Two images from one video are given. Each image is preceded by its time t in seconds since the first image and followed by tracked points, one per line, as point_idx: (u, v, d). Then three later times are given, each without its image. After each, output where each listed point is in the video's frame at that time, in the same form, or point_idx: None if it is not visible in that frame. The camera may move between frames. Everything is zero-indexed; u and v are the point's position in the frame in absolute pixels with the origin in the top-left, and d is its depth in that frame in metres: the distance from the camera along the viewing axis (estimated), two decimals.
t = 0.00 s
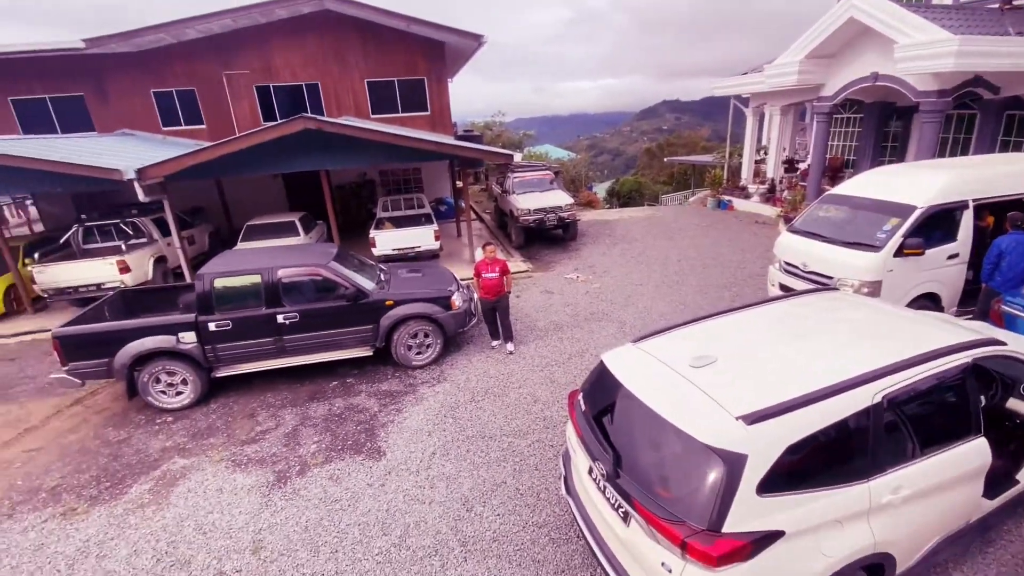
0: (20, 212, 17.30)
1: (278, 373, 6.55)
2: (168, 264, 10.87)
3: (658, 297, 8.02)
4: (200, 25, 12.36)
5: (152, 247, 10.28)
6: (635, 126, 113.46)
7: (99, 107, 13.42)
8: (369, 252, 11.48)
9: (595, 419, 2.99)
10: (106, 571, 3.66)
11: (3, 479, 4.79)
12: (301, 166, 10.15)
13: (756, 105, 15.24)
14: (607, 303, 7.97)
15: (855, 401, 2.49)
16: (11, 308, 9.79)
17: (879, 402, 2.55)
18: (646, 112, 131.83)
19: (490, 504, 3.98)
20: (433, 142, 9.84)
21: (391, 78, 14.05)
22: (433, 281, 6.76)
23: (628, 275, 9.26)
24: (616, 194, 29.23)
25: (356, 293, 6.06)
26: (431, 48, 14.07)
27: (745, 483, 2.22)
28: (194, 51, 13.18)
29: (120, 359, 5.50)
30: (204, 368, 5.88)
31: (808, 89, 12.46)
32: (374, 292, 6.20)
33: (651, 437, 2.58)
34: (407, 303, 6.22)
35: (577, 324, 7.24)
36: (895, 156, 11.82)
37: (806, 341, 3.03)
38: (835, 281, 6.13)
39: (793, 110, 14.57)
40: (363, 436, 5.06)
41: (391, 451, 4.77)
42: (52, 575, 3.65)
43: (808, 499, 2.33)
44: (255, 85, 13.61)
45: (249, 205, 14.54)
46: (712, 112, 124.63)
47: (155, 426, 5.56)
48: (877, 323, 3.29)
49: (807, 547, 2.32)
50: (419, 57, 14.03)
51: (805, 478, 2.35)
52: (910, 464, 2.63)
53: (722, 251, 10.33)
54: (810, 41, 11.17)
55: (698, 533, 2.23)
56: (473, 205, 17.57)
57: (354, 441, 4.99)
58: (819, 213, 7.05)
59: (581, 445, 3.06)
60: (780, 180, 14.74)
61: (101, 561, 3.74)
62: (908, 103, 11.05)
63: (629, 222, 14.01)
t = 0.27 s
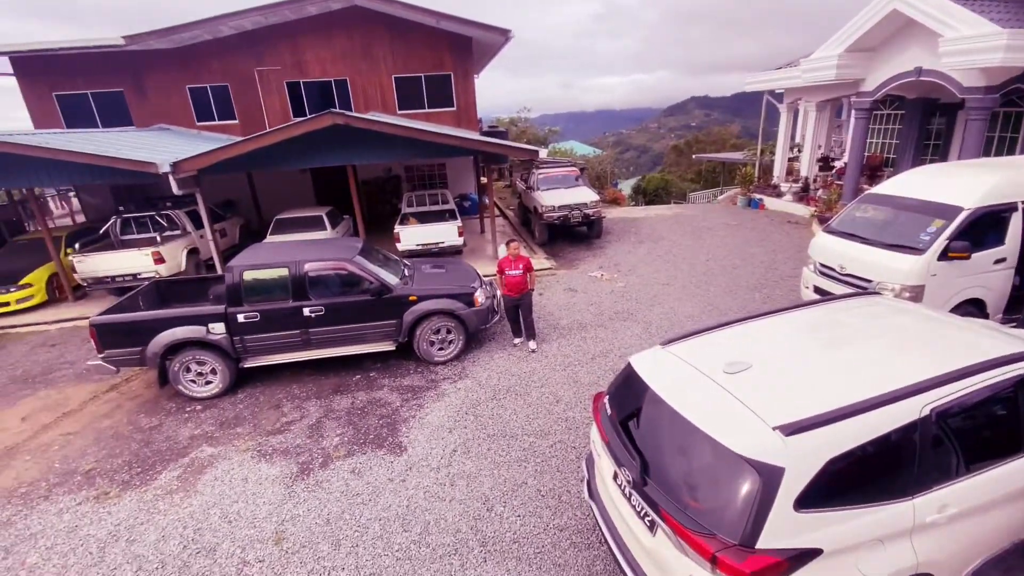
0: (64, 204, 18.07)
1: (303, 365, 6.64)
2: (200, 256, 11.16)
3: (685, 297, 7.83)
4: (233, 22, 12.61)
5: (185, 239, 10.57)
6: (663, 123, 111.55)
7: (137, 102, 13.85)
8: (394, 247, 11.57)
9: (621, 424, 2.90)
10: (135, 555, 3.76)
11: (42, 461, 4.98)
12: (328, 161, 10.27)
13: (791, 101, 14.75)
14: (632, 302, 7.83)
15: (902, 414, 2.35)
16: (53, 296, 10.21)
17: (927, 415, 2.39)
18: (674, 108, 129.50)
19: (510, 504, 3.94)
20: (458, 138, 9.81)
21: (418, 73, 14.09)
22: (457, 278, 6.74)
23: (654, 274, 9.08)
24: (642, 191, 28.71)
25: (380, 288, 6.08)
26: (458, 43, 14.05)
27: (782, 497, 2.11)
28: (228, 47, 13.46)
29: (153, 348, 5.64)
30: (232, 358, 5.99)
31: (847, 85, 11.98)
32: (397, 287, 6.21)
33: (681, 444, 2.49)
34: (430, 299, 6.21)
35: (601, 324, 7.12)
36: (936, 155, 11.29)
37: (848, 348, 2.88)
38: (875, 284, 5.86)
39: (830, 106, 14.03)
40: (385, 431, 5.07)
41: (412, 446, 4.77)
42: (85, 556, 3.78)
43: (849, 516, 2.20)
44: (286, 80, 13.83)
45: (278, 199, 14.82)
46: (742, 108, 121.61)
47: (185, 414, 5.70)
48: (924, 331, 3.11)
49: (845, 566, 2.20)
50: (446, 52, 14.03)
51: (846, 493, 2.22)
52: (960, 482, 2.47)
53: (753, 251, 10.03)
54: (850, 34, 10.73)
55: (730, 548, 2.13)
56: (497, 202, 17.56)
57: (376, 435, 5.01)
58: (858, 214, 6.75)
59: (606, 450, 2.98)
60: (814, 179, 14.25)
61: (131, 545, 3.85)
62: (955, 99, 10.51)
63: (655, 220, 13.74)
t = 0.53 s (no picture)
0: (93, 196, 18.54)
1: (320, 359, 6.66)
2: (222, 248, 11.31)
3: (707, 297, 7.64)
4: (257, 16, 12.69)
5: (208, 231, 10.71)
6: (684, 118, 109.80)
7: (163, 96, 14.08)
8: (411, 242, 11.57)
9: (644, 429, 2.80)
10: (154, 544, 3.79)
11: (67, 448, 5.07)
12: (348, 155, 10.29)
13: (819, 97, 14.32)
14: (651, 302, 7.67)
15: (948, 428, 2.20)
16: (81, 286, 10.45)
17: (976, 430, 2.24)
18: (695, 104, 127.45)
19: (526, 506, 3.87)
20: (477, 132, 9.73)
21: (438, 68, 14.04)
22: (474, 274, 6.67)
23: (674, 273, 8.89)
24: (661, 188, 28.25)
25: (397, 283, 6.05)
26: (479, 37, 13.94)
27: (818, 515, 2.00)
28: (251, 42, 13.58)
29: (174, 339, 5.71)
30: (250, 350, 6.03)
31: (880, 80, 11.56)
32: (415, 283, 6.17)
33: (707, 453, 2.39)
34: (447, 295, 6.16)
35: (620, 323, 6.98)
36: (974, 153, 10.83)
37: (888, 355, 2.72)
38: (909, 287, 5.61)
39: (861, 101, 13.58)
40: (400, 427, 5.04)
41: (428, 444, 4.73)
42: (106, 544, 3.82)
43: (890, 536, 2.08)
44: (307, 75, 13.90)
45: (298, 193, 14.95)
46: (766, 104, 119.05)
47: (204, 405, 5.75)
48: (969, 338, 2.93)
49: None
50: (466, 47, 13.94)
51: (887, 512, 2.09)
52: (1010, 502, 2.31)
53: (777, 251, 9.76)
54: (884, 27, 10.33)
55: (760, 565, 2.02)
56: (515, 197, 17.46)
57: (391, 431, 4.99)
58: (892, 213, 6.48)
59: (628, 456, 2.88)
60: (842, 177, 13.82)
61: (150, 535, 3.88)
62: (995, 94, 10.05)
63: (675, 218, 13.50)
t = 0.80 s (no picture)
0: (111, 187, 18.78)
1: (332, 354, 6.64)
2: (236, 242, 11.37)
3: (724, 297, 7.48)
4: (273, 10, 12.69)
5: (222, 224, 10.76)
6: (699, 114, 108.30)
7: (180, 89, 14.17)
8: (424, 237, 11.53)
9: (663, 436, 2.70)
10: (165, 539, 3.78)
11: (82, 439, 5.10)
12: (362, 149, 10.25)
13: (843, 92, 14.00)
14: (667, 301, 7.53)
15: (992, 446, 2.07)
16: (99, 277, 10.58)
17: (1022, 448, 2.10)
18: (711, 100, 125.82)
19: (538, 510, 3.79)
20: (491, 127, 9.61)
21: (452, 61, 13.94)
22: (486, 270, 6.59)
23: (691, 272, 8.72)
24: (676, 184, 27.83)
25: (410, 279, 5.99)
26: (493, 31, 13.81)
27: (850, 535, 1.90)
28: (267, 36, 13.59)
29: (188, 332, 5.72)
30: (262, 345, 6.02)
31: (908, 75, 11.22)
32: (427, 279, 6.10)
33: (732, 464, 2.29)
34: (459, 292, 6.09)
35: (634, 322, 6.85)
36: (1005, 151, 10.49)
37: (926, 363, 2.58)
38: (938, 290, 5.39)
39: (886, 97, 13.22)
40: (411, 425, 4.99)
41: (438, 442, 4.68)
42: (118, 537, 3.82)
43: (926, 558, 1.96)
44: (322, 68, 13.90)
45: (311, 187, 14.98)
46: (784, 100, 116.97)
47: (216, 399, 5.76)
48: (1010, 345, 2.76)
49: None
50: (481, 40, 13.80)
51: (924, 533, 1.98)
52: None
53: (796, 250, 9.54)
54: (914, 20, 9.98)
55: None
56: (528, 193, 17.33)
57: (402, 429, 4.94)
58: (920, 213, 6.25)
59: (646, 464, 2.77)
60: (865, 174, 13.47)
61: (161, 529, 3.87)
62: None
63: (690, 215, 13.27)
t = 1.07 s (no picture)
0: (123, 179, 18.88)
1: (340, 350, 6.61)
2: (246, 235, 11.37)
3: (737, 298, 7.34)
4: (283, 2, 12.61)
5: (232, 217, 10.77)
6: (711, 109, 107.12)
7: (191, 82, 14.17)
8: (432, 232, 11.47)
9: (680, 445, 2.60)
10: (171, 536, 3.76)
11: (91, 432, 5.10)
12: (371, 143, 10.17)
13: (862, 88, 13.69)
14: (679, 300, 7.41)
15: None
16: (109, 269, 10.63)
17: None
18: (723, 95, 124.30)
19: (547, 514, 3.72)
20: (501, 121, 9.50)
21: (463, 55, 13.81)
22: (495, 268, 6.50)
23: (703, 271, 8.58)
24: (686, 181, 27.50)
25: (418, 276, 5.92)
26: (504, 24, 13.64)
27: (880, 556, 1.81)
28: (277, 28, 13.53)
29: (196, 327, 5.71)
30: (271, 340, 6.00)
31: (931, 71, 10.92)
32: (436, 276, 6.04)
33: (753, 477, 2.19)
34: (468, 290, 6.01)
35: (645, 322, 6.74)
36: None
37: (959, 375, 2.46)
38: (960, 295, 5.21)
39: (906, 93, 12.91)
40: (418, 424, 4.94)
41: (446, 443, 4.62)
42: (125, 533, 3.80)
43: None
44: (332, 61, 13.82)
45: (321, 180, 14.97)
46: (797, 95, 115.24)
47: (224, 394, 5.75)
48: None
49: None
50: (492, 33, 13.65)
51: (958, 555, 1.88)
52: None
53: (811, 250, 9.35)
54: (938, 14, 9.70)
55: None
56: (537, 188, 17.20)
57: (410, 428, 4.89)
58: (944, 214, 6.05)
59: (661, 473, 2.69)
60: (883, 172, 13.19)
61: (167, 526, 3.85)
62: None
63: (702, 212, 13.08)
